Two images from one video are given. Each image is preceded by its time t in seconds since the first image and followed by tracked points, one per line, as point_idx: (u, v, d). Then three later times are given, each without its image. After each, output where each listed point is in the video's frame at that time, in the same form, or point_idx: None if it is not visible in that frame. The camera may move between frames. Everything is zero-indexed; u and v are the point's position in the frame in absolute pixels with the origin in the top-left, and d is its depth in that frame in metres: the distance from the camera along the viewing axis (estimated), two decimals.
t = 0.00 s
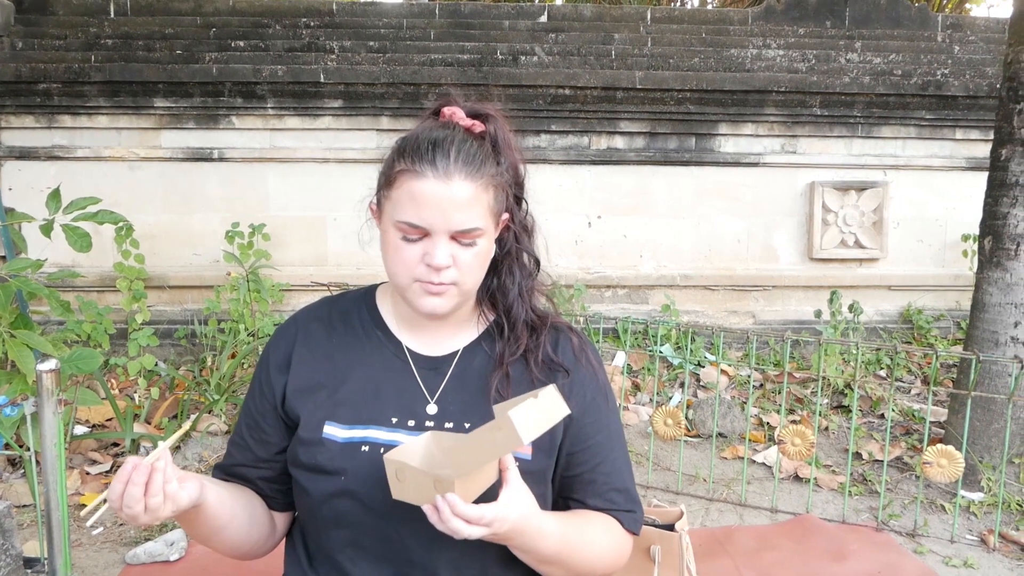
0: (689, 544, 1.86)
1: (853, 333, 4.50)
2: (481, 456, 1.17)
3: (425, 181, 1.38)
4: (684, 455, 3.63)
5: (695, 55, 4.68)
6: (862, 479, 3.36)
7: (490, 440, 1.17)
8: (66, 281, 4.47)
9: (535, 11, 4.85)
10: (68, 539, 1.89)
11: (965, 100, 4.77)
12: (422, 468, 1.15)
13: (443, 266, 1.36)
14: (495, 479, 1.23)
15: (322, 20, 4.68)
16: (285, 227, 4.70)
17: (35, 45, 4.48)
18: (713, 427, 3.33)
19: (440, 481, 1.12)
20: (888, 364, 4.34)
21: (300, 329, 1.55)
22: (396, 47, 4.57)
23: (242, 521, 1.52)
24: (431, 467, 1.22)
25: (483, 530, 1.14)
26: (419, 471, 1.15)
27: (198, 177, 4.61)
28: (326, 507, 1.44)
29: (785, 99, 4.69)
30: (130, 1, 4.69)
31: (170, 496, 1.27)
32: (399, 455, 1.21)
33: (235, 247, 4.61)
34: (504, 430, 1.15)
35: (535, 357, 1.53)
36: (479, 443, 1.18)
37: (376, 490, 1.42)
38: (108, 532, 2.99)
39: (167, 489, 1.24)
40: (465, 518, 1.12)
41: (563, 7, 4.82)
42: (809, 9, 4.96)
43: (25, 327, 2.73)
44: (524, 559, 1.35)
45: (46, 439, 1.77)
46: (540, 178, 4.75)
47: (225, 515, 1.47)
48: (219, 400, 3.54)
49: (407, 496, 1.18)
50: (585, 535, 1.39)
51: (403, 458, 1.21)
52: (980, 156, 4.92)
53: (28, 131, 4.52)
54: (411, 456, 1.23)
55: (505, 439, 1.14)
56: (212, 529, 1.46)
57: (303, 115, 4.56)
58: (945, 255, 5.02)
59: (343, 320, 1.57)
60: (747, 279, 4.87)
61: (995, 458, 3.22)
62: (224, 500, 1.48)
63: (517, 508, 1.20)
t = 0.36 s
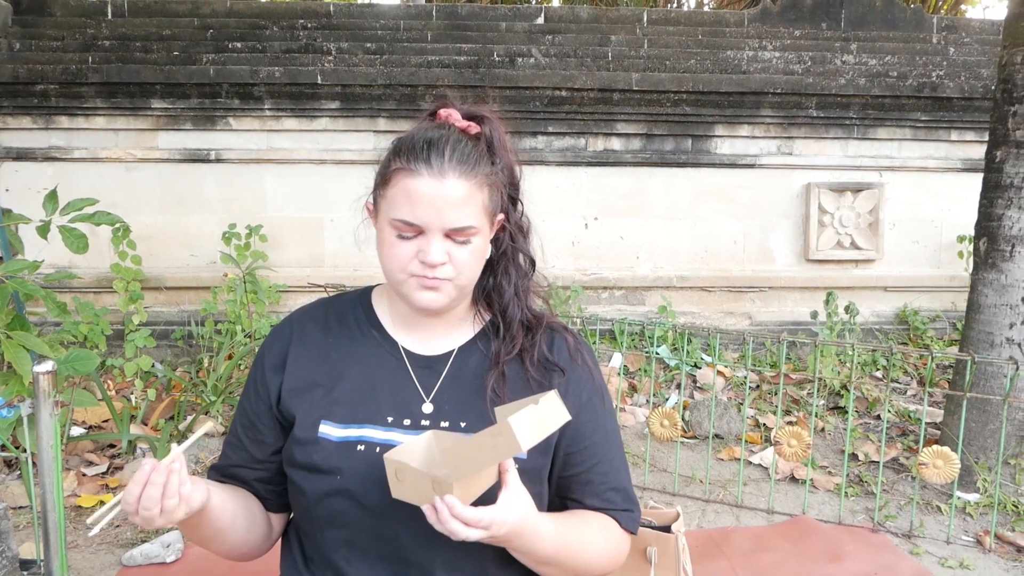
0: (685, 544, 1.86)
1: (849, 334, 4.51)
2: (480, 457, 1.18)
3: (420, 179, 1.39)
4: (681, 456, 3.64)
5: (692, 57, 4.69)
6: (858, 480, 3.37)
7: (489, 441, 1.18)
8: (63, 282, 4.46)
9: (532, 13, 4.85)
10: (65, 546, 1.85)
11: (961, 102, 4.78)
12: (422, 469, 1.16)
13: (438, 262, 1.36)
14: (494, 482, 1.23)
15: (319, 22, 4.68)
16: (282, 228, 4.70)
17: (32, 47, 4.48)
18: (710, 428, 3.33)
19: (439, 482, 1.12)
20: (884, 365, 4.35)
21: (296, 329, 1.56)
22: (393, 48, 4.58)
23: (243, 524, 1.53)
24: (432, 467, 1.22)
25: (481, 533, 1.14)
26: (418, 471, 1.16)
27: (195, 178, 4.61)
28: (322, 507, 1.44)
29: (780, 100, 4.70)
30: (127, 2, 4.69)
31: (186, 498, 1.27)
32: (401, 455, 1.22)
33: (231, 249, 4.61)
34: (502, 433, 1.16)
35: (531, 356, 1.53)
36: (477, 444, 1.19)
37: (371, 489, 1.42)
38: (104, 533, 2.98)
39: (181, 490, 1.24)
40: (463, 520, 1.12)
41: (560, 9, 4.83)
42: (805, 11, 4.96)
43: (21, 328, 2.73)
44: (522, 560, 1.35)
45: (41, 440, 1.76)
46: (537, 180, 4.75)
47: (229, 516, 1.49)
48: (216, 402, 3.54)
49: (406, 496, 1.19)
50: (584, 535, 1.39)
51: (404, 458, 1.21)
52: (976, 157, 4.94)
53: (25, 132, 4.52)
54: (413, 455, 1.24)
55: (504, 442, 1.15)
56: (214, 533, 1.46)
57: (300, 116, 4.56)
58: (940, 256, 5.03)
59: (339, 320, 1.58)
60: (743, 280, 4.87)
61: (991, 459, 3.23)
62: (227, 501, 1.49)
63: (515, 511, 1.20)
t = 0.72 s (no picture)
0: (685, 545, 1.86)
1: (848, 333, 4.50)
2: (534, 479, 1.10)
3: (387, 158, 1.49)
4: (680, 456, 3.64)
5: (690, 57, 4.69)
6: (858, 480, 3.36)
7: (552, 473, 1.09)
8: (62, 285, 4.47)
9: (530, 14, 4.85)
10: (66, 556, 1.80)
11: (960, 101, 4.78)
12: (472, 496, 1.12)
13: (404, 231, 1.41)
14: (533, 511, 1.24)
15: (317, 24, 4.68)
16: (281, 230, 4.71)
17: (31, 49, 4.49)
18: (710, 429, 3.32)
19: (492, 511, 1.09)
20: (884, 364, 4.35)
21: (293, 336, 1.56)
22: (391, 49, 4.58)
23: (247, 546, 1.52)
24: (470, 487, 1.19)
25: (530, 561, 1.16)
26: (468, 498, 1.11)
27: (194, 180, 4.61)
28: (321, 516, 1.43)
29: (779, 100, 4.71)
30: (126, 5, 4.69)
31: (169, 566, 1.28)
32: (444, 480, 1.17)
33: (231, 251, 4.61)
34: (572, 466, 1.07)
35: (532, 363, 1.54)
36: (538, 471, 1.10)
37: (370, 498, 1.40)
38: (104, 536, 2.98)
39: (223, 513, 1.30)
40: (514, 548, 1.13)
41: (558, 10, 4.83)
42: (804, 11, 4.96)
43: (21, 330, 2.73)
44: None
45: (42, 443, 1.75)
46: (536, 180, 4.75)
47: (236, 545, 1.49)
48: (215, 404, 3.53)
49: (452, 522, 1.14)
50: (601, 543, 1.39)
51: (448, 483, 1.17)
52: (975, 156, 4.93)
53: (24, 135, 4.52)
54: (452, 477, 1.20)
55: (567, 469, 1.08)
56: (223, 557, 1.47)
57: (299, 118, 4.56)
58: (940, 256, 5.03)
59: (337, 327, 1.58)
60: (742, 280, 4.87)
61: (991, 458, 3.22)
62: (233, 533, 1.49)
63: (558, 536, 1.23)
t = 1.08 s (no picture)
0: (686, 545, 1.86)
1: (849, 333, 4.50)
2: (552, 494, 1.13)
3: (378, 144, 1.55)
4: (681, 457, 3.64)
5: (690, 58, 4.69)
6: (859, 480, 3.36)
7: (569, 489, 1.11)
8: (63, 286, 4.47)
9: (530, 14, 4.84)
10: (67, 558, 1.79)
11: (961, 101, 4.77)
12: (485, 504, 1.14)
13: (395, 207, 1.45)
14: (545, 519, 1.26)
15: (317, 25, 4.68)
16: (282, 231, 4.71)
17: (32, 51, 4.49)
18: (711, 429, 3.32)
19: (506, 522, 1.11)
20: (885, 364, 4.35)
21: (294, 337, 1.56)
22: (392, 50, 4.58)
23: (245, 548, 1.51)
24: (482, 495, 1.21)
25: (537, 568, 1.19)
26: (482, 507, 1.13)
27: (195, 181, 4.61)
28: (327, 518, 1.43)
29: (780, 100, 4.70)
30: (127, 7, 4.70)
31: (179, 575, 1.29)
32: (455, 485, 1.18)
33: (231, 252, 4.62)
34: (589, 482, 1.09)
35: (535, 360, 1.55)
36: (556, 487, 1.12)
37: (376, 499, 1.40)
38: (106, 537, 2.99)
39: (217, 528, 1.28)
40: (524, 556, 1.17)
41: (559, 10, 4.82)
42: (804, 11, 4.95)
43: (23, 331, 2.73)
44: None
45: (42, 445, 1.74)
46: (537, 181, 4.75)
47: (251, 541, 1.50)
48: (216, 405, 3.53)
49: (462, 528, 1.16)
50: (603, 545, 1.40)
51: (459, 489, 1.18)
52: (976, 156, 4.93)
53: (25, 136, 4.53)
54: (463, 481, 1.21)
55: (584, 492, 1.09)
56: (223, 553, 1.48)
57: (299, 119, 4.57)
58: (941, 256, 5.03)
59: (340, 328, 1.58)
60: (743, 280, 4.87)
61: (992, 458, 3.22)
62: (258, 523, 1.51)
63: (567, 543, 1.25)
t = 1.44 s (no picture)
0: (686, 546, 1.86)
1: (849, 333, 4.50)
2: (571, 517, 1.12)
3: (382, 155, 1.52)
4: (681, 457, 3.63)
5: (689, 59, 4.69)
6: (859, 480, 3.36)
7: (583, 507, 1.12)
8: (63, 288, 4.47)
9: (529, 15, 4.85)
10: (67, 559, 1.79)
11: (960, 101, 4.78)
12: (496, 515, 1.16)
13: (398, 225, 1.43)
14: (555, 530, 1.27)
15: (316, 26, 4.69)
16: (281, 232, 4.71)
17: (32, 53, 4.49)
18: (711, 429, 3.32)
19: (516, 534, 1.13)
20: (884, 364, 4.35)
21: (302, 335, 1.56)
22: (391, 52, 4.58)
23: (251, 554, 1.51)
24: (492, 500, 1.23)
25: None
26: (494, 519, 1.15)
27: (195, 183, 4.62)
28: (328, 518, 1.43)
29: (779, 101, 4.71)
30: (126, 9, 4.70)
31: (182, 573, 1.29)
32: (465, 494, 1.20)
33: (231, 253, 4.62)
34: (602, 502, 1.10)
35: (542, 367, 1.55)
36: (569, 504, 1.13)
37: (378, 500, 1.40)
38: (105, 539, 2.99)
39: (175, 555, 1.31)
40: (533, 565, 1.19)
41: (558, 11, 4.81)
42: (803, 11, 4.95)
43: (22, 333, 2.72)
44: None
45: (42, 447, 1.74)
46: (537, 182, 4.76)
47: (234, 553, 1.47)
48: (216, 407, 3.53)
49: (473, 535, 1.19)
50: (608, 553, 1.41)
51: (470, 497, 1.20)
52: (975, 156, 4.93)
53: (25, 139, 4.53)
54: (474, 487, 1.23)
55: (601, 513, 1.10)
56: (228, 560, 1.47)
57: (299, 120, 4.57)
58: (940, 255, 5.03)
59: (347, 328, 1.58)
60: (742, 281, 4.87)
61: (992, 458, 3.22)
62: (241, 533, 1.48)
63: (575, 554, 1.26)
